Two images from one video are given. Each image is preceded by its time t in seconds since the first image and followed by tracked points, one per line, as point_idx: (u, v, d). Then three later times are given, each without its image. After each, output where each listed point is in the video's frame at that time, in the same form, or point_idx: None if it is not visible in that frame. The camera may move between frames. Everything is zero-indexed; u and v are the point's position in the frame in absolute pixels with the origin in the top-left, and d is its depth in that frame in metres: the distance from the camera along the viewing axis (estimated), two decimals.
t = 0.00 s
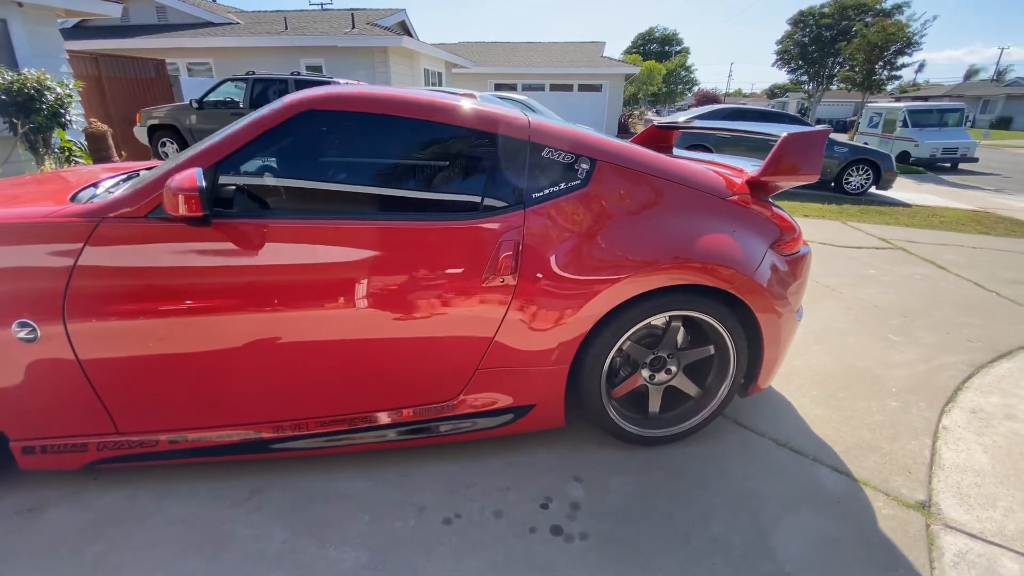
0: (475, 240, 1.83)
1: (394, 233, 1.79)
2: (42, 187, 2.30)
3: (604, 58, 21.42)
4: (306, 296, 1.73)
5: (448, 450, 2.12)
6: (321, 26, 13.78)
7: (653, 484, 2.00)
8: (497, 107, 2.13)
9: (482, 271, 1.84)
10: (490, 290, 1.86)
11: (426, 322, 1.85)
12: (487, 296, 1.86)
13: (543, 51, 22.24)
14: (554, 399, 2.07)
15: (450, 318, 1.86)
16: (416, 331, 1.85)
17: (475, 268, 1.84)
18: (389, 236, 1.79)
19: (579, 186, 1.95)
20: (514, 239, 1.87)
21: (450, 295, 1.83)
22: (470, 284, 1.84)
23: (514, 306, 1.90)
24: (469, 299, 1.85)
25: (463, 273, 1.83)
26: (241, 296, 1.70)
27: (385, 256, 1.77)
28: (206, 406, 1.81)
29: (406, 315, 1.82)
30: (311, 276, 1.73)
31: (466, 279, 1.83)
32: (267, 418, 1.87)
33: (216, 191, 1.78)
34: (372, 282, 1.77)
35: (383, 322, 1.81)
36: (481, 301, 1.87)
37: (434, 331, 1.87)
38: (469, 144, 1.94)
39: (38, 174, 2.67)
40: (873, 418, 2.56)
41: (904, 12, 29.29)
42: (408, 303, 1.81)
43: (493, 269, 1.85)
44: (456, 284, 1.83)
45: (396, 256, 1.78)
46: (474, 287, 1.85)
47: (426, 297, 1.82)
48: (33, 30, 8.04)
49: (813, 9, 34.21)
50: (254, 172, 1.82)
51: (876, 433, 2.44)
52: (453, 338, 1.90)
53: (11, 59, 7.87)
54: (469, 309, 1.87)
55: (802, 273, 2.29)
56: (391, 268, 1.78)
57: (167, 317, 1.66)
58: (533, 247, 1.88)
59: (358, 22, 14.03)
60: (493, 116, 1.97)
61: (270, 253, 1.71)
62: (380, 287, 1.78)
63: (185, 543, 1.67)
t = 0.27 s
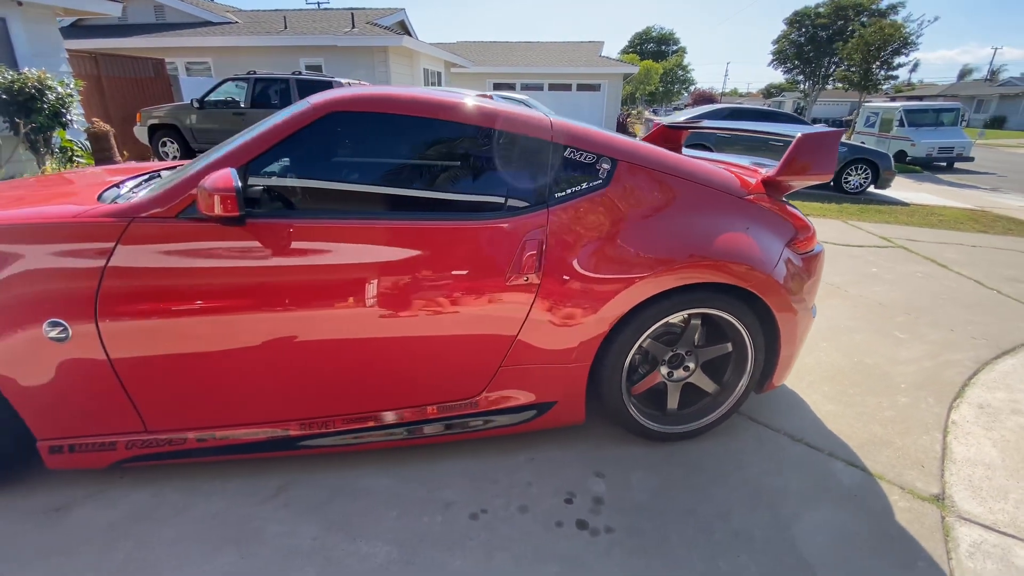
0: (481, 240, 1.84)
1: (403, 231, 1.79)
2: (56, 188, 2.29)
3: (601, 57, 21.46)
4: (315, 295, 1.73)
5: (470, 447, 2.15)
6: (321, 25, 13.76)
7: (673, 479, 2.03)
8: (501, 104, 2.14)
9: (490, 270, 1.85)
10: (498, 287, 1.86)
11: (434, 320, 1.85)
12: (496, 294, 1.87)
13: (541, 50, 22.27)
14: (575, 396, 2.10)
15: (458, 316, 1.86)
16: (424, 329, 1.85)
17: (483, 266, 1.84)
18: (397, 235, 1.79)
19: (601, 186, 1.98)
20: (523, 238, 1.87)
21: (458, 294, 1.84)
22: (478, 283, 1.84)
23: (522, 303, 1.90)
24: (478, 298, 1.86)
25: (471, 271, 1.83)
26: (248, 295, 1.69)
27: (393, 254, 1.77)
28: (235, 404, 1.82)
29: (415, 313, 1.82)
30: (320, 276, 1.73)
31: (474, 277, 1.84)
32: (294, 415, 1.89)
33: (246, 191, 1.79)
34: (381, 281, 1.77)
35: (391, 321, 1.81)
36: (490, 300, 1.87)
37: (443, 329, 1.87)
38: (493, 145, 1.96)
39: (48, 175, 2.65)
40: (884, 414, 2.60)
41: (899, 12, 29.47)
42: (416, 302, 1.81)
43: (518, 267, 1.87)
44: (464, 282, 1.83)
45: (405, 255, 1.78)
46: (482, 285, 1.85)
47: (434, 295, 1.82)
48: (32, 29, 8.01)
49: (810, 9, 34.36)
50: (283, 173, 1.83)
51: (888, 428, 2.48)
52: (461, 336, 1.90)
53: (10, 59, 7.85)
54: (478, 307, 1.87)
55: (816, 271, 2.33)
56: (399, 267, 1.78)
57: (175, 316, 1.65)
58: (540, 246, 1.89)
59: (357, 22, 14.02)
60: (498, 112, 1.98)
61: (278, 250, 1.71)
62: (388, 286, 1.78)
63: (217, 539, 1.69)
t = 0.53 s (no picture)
0: (494, 237, 1.84)
1: (416, 228, 1.79)
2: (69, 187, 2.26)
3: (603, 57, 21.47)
4: (330, 294, 1.73)
5: (496, 444, 2.16)
6: (324, 25, 13.77)
7: (700, 475, 2.05)
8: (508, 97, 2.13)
9: (504, 268, 1.84)
10: (512, 286, 1.86)
11: (447, 318, 1.84)
12: (509, 292, 1.86)
13: (543, 50, 22.28)
14: (601, 393, 2.11)
15: (472, 314, 1.86)
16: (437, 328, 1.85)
17: (496, 264, 1.84)
18: (413, 232, 1.79)
19: (629, 183, 1.99)
20: (535, 236, 1.87)
21: (472, 292, 1.83)
22: (491, 281, 1.84)
23: (534, 301, 1.90)
24: (491, 296, 1.85)
25: (484, 269, 1.83)
26: (262, 293, 1.68)
27: (407, 253, 1.77)
28: (266, 401, 1.83)
29: (428, 312, 1.82)
30: (336, 275, 1.73)
31: (486, 276, 1.83)
32: (325, 412, 1.90)
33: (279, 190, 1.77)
34: (395, 280, 1.77)
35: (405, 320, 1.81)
36: (503, 298, 1.86)
37: (457, 327, 1.87)
38: (522, 143, 1.96)
39: (61, 174, 2.63)
40: (903, 411, 2.62)
41: (900, 12, 29.51)
42: (429, 300, 1.81)
43: (547, 264, 1.88)
44: (477, 280, 1.83)
45: (420, 253, 1.78)
46: (496, 283, 1.85)
47: (448, 293, 1.82)
48: (38, 28, 8.00)
49: (810, 8, 34.38)
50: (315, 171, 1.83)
51: (908, 425, 2.49)
52: (474, 334, 1.90)
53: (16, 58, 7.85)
54: (491, 306, 1.86)
55: (839, 268, 2.34)
56: (413, 265, 1.78)
57: (192, 314, 1.65)
58: (553, 244, 1.88)
59: (360, 21, 14.02)
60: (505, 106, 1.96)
61: (292, 249, 1.70)
62: (401, 285, 1.78)
63: (252, 534, 1.69)
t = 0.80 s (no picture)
0: (510, 236, 1.83)
1: (432, 227, 1.79)
2: (91, 185, 2.25)
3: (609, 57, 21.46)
4: (346, 294, 1.72)
5: (524, 442, 2.17)
6: (331, 25, 13.80)
7: (729, 475, 2.05)
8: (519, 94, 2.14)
9: (520, 268, 1.83)
10: (528, 285, 1.85)
11: (463, 317, 1.83)
12: (524, 292, 1.85)
13: (549, 50, 22.29)
14: (629, 392, 2.11)
15: (487, 313, 1.85)
16: (452, 327, 1.84)
17: (512, 264, 1.83)
18: (429, 230, 1.78)
19: (660, 182, 2.00)
20: (549, 235, 1.86)
21: (488, 291, 1.82)
22: (507, 280, 1.83)
23: (549, 300, 1.89)
24: (507, 295, 1.84)
25: (499, 269, 1.82)
26: (277, 293, 1.67)
27: (423, 253, 1.76)
28: (300, 399, 1.84)
29: (444, 312, 1.81)
30: (353, 275, 1.72)
31: (501, 276, 1.83)
32: (358, 410, 1.91)
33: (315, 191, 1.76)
34: (410, 280, 1.76)
35: (421, 319, 1.80)
36: (518, 298, 1.86)
37: (472, 327, 1.86)
38: (554, 142, 1.97)
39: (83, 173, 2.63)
40: (927, 411, 2.61)
41: (906, 12, 29.41)
42: (444, 299, 1.80)
43: (580, 263, 1.89)
44: (493, 280, 1.82)
45: (450, 252, 1.78)
46: (511, 282, 1.84)
47: (462, 293, 1.81)
48: (50, 27, 8.05)
49: (816, 8, 34.29)
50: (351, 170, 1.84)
51: (934, 425, 2.49)
52: (490, 333, 1.89)
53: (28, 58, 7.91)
54: (507, 305, 1.86)
55: (866, 267, 2.34)
56: (429, 265, 1.77)
57: (210, 313, 1.65)
58: (568, 244, 1.88)
59: (368, 21, 14.05)
60: (517, 103, 1.96)
61: (309, 249, 1.69)
62: (416, 284, 1.77)
63: (288, 531, 1.70)
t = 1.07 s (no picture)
0: (526, 235, 1.85)
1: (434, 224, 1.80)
2: (117, 184, 2.29)
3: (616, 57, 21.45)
4: (362, 292, 1.73)
5: (549, 439, 2.20)
6: (342, 26, 13.88)
7: (752, 472, 2.07)
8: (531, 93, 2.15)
9: (534, 268, 1.85)
10: (542, 283, 1.87)
11: (478, 314, 1.85)
12: (538, 291, 1.87)
13: (556, 50, 22.30)
14: (653, 389, 2.14)
15: (502, 311, 1.87)
16: (467, 325, 1.86)
17: (526, 263, 1.85)
18: (453, 228, 1.80)
19: (687, 182, 2.03)
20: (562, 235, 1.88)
21: (503, 290, 1.84)
22: (521, 279, 1.85)
23: (563, 299, 1.90)
24: (522, 294, 1.86)
25: (513, 268, 1.84)
26: (295, 290, 1.70)
27: (437, 251, 1.78)
28: (332, 393, 1.88)
29: (459, 309, 1.83)
30: (368, 274, 1.73)
31: (515, 274, 1.84)
32: (389, 404, 1.95)
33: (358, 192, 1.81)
34: (425, 280, 1.78)
35: (438, 317, 1.82)
36: (532, 296, 1.87)
37: (487, 324, 1.88)
38: (583, 142, 2.00)
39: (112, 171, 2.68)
40: (948, 411, 2.62)
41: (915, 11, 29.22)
42: (458, 297, 1.81)
43: (607, 262, 1.92)
44: (507, 279, 1.84)
45: (476, 250, 1.81)
46: (525, 281, 1.85)
47: (476, 291, 1.82)
48: (66, 28, 8.16)
49: (824, 7, 34.12)
50: (385, 170, 1.88)
51: (954, 424, 2.50)
52: (504, 331, 1.90)
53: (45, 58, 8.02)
54: (523, 303, 1.87)
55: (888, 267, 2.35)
56: (443, 264, 1.78)
57: (228, 310, 1.68)
58: (581, 243, 1.89)
59: (377, 22, 14.12)
60: (528, 101, 1.99)
61: (327, 247, 1.72)
62: (431, 283, 1.78)
63: (322, 523, 1.74)
